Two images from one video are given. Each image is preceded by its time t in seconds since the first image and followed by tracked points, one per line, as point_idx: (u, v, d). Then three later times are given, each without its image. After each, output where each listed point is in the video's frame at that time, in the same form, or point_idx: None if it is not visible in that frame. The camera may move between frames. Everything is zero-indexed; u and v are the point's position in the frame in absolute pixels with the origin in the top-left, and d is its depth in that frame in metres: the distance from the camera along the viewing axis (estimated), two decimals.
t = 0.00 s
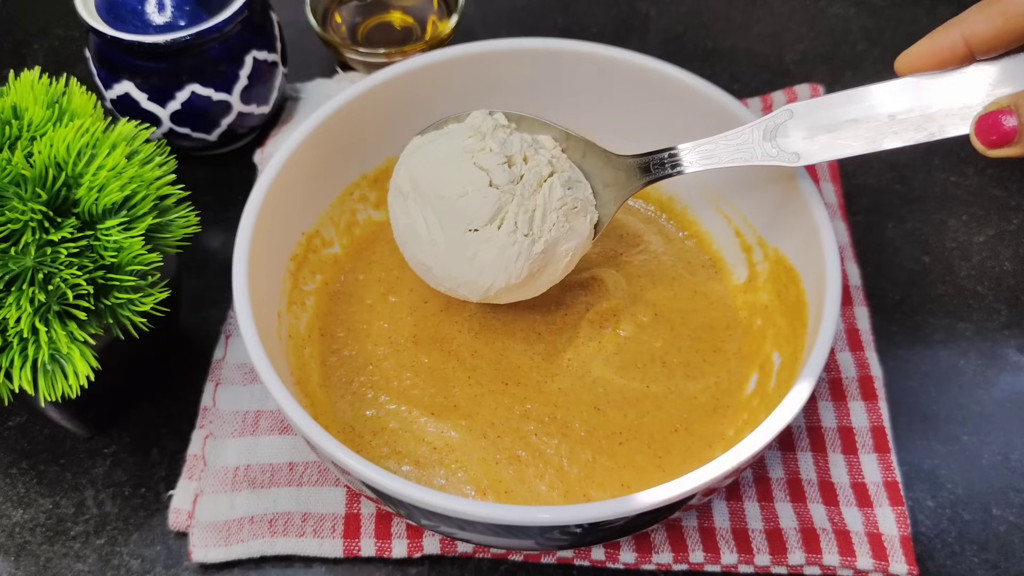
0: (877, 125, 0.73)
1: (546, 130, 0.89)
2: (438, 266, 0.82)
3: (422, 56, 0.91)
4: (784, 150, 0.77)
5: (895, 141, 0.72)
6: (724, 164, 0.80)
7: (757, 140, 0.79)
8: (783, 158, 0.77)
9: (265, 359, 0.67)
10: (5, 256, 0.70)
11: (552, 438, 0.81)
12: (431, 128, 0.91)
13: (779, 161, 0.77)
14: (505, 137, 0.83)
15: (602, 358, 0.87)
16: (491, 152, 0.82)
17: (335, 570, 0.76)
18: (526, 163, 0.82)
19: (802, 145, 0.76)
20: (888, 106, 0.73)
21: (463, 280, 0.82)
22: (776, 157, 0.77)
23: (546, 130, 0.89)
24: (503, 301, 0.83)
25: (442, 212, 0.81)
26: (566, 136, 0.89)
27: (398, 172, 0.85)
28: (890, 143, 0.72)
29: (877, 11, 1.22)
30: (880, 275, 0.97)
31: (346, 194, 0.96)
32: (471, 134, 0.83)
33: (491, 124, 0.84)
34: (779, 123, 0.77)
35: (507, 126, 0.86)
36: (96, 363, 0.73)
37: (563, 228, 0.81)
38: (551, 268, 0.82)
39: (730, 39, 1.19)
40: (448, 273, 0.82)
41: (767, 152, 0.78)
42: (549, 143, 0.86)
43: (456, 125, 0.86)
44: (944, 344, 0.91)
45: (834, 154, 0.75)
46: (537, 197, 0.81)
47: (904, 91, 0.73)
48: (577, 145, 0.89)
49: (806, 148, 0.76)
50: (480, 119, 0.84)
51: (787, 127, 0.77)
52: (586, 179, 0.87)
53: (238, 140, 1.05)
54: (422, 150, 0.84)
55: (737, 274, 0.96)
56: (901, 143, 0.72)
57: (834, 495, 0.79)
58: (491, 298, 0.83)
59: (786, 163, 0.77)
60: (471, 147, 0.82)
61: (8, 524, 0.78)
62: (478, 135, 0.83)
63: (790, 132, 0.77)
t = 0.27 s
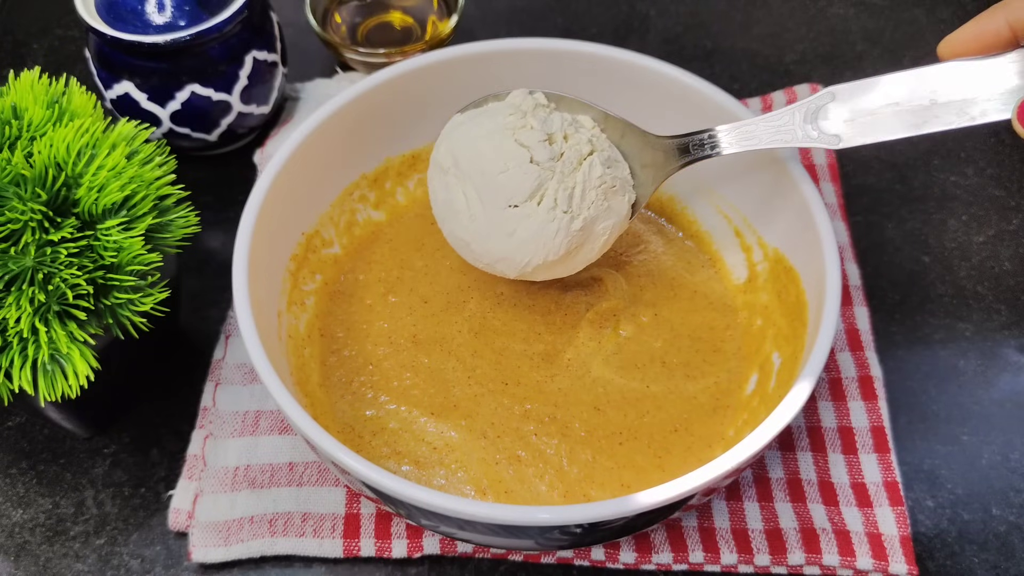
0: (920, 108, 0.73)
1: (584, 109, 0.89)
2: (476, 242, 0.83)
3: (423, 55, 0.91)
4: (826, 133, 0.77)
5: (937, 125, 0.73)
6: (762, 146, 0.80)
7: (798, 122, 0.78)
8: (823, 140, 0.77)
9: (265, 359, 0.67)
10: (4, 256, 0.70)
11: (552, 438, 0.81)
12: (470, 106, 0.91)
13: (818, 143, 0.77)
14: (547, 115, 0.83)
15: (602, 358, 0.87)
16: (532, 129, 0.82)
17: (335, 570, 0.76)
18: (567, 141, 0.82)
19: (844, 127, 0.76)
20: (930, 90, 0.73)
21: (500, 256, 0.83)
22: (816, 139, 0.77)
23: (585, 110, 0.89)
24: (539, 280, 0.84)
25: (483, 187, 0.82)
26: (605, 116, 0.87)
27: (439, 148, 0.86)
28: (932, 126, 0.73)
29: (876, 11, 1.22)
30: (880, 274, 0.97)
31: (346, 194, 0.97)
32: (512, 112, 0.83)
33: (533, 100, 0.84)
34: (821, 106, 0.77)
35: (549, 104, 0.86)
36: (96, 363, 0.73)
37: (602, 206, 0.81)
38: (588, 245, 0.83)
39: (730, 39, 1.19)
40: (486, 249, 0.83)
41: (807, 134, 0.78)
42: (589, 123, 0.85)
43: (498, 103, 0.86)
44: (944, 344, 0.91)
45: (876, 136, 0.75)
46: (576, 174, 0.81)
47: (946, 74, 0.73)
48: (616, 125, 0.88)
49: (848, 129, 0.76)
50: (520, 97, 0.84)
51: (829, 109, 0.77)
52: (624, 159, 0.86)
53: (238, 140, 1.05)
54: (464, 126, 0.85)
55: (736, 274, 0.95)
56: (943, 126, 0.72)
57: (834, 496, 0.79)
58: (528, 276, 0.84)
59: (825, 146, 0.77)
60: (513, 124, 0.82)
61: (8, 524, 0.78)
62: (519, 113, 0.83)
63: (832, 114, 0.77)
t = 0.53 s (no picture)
0: (963, 102, 0.73)
1: (619, 100, 0.88)
2: (508, 228, 0.83)
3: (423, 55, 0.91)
4: (866, 126, 0.76)
5: (981, 120, 0.72)
6: (800, 137, 0.79)
7: (838, 115, 0.77)
8: (865, 134, 0.76)
9: (265, 358, 0.67)
10: (5, 256, 0.70)
11: (552, 438, 0.81)
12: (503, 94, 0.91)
13: (859, 136, 0.76)
14: (583, 103, 0.83)
15: (602, 358, 0.87)
16: (568, 116, 0.82)
17: (335, 570, 0.76)
18: (602, 129, 0.82)
19: (885, 121, 0.75)
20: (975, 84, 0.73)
21: (532, 244, 0.82)
22: (856, 132, 0.76)
23: (619, 100, 0.88)
24: (571, 270, 0.84)
25: (518, 173, 0.81)
26: (639, 107, 0.87)
27: (472, 134, 0.87)
28: (977, 121, 0.72)
29: (876, 12, 1.22)
30: (880, 275, 0.97)
31: (346, 194, 0.97)
32: (548, 99, 0.83)
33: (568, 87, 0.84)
34: (862, 99, 0.76)
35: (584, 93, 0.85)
36: (96, 363, 0.73)
37: (637, 195, 0.81)
38: (621, 235, 0.82)
39: (730, 39, 1.19)
40: (519, 237, 0.83)
41: (847, 127, 0.77)
42: (624, 113, 0.85)
43: (532, 90, 0.86)
44: (944, 345, 0.91)
45: (920, 129, 0.74)
46: (612, 162, 0.80)
47: (990, 69, 0.73)
48: (651, 116, 0.87)
49: (891, 123, 0.75)
50: (555, 85, 0.84)
51: (871, 103, 0.76)
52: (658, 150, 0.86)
53: (238, 141, 1.05)
54: (498, 111, 0.85)
55: (736, 274, 0.95)
56: (988, 121, 0.72)
57: (834, 496, 0.79)
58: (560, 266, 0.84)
59: (866, 139, 0.76)
60: (549, 111, 0.82)
61: (8, 524, 0.78)
62: (554, 100, 0.83)
63: (874, 107, 0.76)
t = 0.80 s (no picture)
0: (983, 109, 0.74)
1: (635, 109, 0.88)
2: (525, 235, 0.82)
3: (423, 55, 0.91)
4: (889, 133, 0.77)
5: (1004, 127, 0.74)
6: (822, 144, 0.79)
7: (859, 123, 0.78)
8: (889, 141, 0.77)
9: (265, 358, 0.67)
10: (5, 256, 0.70)
11: (552, 438, 0.81)
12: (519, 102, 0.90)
13: (882, 143, 0.77)
14: (600, 110, 0.83)
15: (602, 358, 0.87)
16: (586, 122, 0.81)
17: (335, 570, 0.76)
18: (620, 136, 0.81)
19: (908, 128, 0.76)
20: (997, 92, 0.75)
21: (549, 251, 0.81)
22: (879, 139, 0.77)
23: (636, 109, 0.88)
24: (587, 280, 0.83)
25: (535, 179, 0.81)
26: (657, 115, 0.87)
27: (488, 141, 0.86)
28: (1001, 128, 0.74)
29: (876, 12, 1.22)
30: (880, 275, 0.97)
31: (346, 194, 0.97)
32: (565, 106, 0.83)
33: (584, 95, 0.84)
34: (882, 107, 0.77)
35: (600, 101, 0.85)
36: (96, 363, 0.73)
37: (656, 202, 0.80)
38: (639, 243, 0.81)
39: (730, 39, 1.19)
40: (535, 244, 0.82)
41: (869, 134, 0.77)
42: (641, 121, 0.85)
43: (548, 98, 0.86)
44: (944, 344, 0.91)
45: (946, 136, 0.75)
46: (630, 169, 0.80)
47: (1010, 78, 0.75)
48: (668, 125, 0.86)
49: (916, 130, 0.76)
50: (572, 92, 0.84)
51: (893, 111, 0.77)
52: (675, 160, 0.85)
53: (238, 141, 1.05)
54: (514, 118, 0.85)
55: (736, 274, 0.95)
56: (1010, 128, 0.74)
57: (834, 495, 0.79)
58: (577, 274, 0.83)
59: (888, 146, 0.77)
60: (566, 117, 0.82)
61: (8, 524, 0.78)
62: (572, 107, 0.83)
63: (897, 115, 0.77)
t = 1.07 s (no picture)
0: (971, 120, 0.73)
1: (625, 117, 0.88)
2: (513, 243, 0.82)
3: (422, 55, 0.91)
4: (877, 142, 0.76)
5: (992, 138, 0.73)
6: (811, 153, 0.78)
7: (848, 132, 0.77)
8: (877, 150, 0.76)
9: (265, 358, 0.67)
10: (5, 256, 0.70)
11: (552, 438, 0.81)
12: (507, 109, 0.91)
13: (872, 152, 0.76)
14: (590, 118, 0.83)
15: (602, 358, 0.87)
16: (576, 129, 0.81)
17: (335, 570, 0.76)
18: (610, 143, 0.82)
19: (897, 138, 0.75)
20: (986, 102, 0.73)
21: (537, 258, 0.81)
22: (868, 148, 0.76)
23: (625, 117, 0.88)
24: (575, 289, 0.83)
25: (524, 186, 0.81)
26: (646, 124, 0.87)
27: (477, 148, 0.86)
28: (989, 138, 0.73)
29: (876, 12, 1.22)
30: (880, 275, 0.97)
31: (346, 194, 0.97)
32: (554, 113, 0.83)
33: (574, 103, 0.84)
34: (872, 116, 0.76)
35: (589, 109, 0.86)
36: (96, 363, 0.73)
37: (644, 211, 0.80)
38: (628, 251, 0.81)
39: (730, 40, 1.20)
40: (523, 252, 0.82)
41: (858, 143, 0.77)
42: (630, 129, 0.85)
43: (538, 105, 0.86)
44: (944, 344, 0.91)
45: (934, 146, 0.74)
46: (620, 177, 0.80)
47: (999, 88, 0.73)
48: (658, 133, 0.87)
49: (904, 140, 0.75)
50: (562, 99, 0.84)
51: (882, 119, 0.76)
52: (665, 168, 0.85)
53: (238, 141, 1.05)
54: (502, 126, 0.85)
55: (736, 274, 0.95)
56: (999, 138, 0.73)
57: (834, 495, 0.79)
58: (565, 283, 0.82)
59: (878, 155, 0.76)
60: (556, 124, 0.82)
61: (8, 524, 0.78)
62: (561, 114, 0.83)
63: (886, 124, 0.76)
